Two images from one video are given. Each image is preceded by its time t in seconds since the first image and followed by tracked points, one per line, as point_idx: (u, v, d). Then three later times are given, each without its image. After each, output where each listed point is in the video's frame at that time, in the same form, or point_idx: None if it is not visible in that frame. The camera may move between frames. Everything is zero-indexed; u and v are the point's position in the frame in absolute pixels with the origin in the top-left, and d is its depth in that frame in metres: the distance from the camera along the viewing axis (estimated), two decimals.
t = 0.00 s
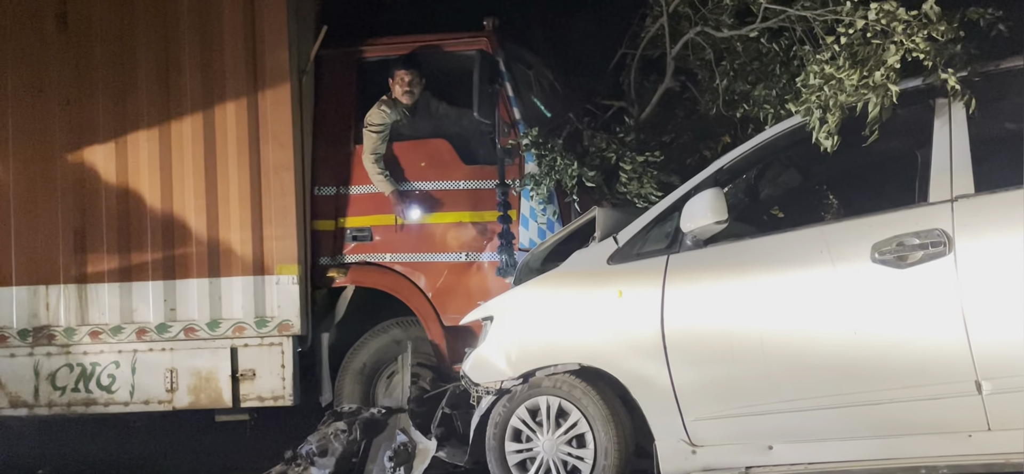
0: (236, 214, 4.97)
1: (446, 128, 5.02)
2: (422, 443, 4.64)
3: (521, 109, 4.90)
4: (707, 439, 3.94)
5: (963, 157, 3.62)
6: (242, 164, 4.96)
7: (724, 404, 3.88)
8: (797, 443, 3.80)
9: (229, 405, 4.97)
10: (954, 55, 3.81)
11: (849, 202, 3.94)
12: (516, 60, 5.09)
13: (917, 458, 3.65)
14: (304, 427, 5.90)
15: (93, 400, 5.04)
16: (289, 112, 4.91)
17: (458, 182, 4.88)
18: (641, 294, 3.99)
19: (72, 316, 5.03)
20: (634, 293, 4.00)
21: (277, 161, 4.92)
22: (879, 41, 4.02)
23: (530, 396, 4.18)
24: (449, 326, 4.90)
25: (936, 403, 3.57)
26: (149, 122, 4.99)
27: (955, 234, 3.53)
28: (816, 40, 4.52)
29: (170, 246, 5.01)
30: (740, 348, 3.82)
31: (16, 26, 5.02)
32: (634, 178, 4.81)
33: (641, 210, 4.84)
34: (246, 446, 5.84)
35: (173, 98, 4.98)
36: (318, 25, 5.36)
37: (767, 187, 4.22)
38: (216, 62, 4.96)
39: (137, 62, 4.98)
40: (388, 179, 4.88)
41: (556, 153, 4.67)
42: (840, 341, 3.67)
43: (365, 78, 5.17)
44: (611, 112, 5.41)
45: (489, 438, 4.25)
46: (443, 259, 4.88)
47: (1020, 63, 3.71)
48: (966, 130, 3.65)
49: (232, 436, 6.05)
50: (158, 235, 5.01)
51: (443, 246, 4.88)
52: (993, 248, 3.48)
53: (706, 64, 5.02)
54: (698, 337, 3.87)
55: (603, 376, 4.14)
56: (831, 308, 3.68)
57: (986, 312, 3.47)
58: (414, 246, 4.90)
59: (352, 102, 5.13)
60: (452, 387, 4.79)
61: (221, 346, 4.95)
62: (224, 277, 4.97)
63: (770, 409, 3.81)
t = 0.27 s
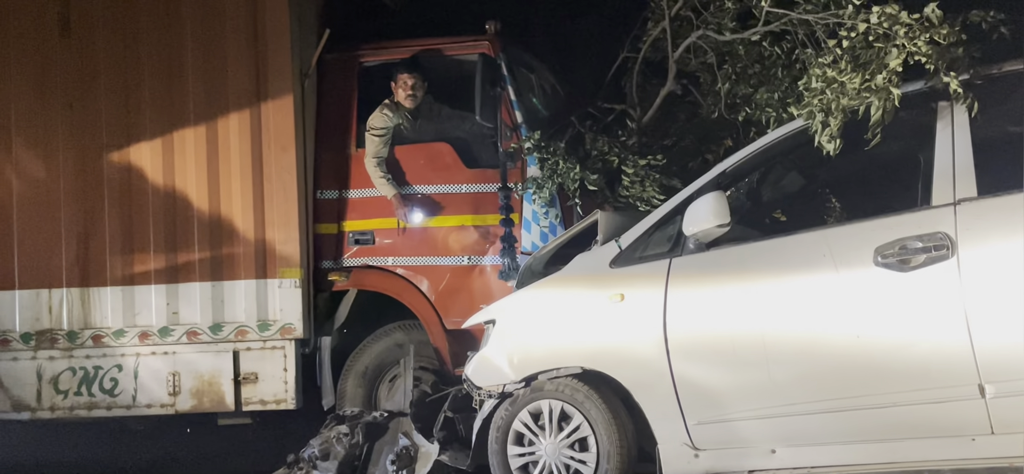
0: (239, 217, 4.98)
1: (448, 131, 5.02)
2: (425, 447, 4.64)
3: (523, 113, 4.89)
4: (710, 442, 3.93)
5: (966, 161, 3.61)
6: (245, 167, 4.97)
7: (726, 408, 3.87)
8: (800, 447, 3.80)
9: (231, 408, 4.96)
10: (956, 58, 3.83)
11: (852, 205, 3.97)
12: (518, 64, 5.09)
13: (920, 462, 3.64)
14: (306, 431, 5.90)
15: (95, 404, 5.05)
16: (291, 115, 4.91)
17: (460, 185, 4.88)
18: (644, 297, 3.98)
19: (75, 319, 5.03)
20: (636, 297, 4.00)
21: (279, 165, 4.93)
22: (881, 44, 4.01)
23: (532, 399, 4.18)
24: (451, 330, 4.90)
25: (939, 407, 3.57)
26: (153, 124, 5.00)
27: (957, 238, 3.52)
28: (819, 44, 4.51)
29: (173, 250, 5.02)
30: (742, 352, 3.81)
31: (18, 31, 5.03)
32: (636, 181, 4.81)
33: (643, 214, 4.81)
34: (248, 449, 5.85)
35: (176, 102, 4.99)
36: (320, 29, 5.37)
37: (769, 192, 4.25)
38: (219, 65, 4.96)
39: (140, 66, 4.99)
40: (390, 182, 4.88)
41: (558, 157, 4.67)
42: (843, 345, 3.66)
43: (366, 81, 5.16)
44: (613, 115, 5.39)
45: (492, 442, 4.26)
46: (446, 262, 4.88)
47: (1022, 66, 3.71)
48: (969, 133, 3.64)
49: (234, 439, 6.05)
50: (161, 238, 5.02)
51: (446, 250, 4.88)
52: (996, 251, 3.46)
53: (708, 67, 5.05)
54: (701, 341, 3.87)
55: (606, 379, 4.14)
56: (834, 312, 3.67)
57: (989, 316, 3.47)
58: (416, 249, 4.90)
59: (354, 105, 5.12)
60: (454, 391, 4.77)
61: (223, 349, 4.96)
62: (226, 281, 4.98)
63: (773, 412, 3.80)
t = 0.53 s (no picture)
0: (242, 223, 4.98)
1: (450, 137, 4.98)
2: (427, 453, 4.59)
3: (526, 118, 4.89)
4: (713, 448, 3.92)
5: (970, 166, 3.60)
6: (248, 173, 4.97)
7: (729, 414, 3.87)
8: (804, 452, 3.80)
9: (234, 413, 4.99)
10: (959, 63, 3.79)
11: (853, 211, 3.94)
12: (520, 69, 5.07)
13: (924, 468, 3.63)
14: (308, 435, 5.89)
15: (98, 409, 5.06)
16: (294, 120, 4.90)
17: (463, 190, 4.88)
18: (647, 302, 3.98)
19: (79, 325, 5.04)
20: (638, 302, 4.00)
21: (281, 170, 4.91)
22: (883, 49, 4.04)
23: (535, 404, 4.18)
24: (454, 335, 4.90)
25: (942, 412, 3.57)
26: (158, 130, 5.01)
27: (961, 243, 3.52)
28: (821, 49, 4.50)
29: (176, 255, 5.02)
30: (746, 358, 3.80)
31: (23, 37, 5.04)
32: (638, 186, 4.85)
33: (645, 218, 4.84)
34: (250, 454, 5.84)
35: (181, 108, 5.00)
36: (324, 35, 5.40)
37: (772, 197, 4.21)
38: (224, 71, 4.97)
39: (145, 72, 5.00)
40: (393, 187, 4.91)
41: (561, 162, 4.71)
42: (847, 350, 3.65)
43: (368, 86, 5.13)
44: (614, 120, 5.39)
45: (495, 447, 4.24)
46: (448, 267, 4.88)
47: None
48: (972, 138, 3.63)
49: (236, 444, 6.05)
50: (165, 244, 5.03)
51: (448, 255, 4.88)
52: (999, 257, 3.47)
53: (711, 72, 5.06)
54: (704, 346, 3.86)
55: (609, 385, 4.13)
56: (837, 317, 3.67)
57: (992, 321, 3.47)
58: (419, 255, 4.91)
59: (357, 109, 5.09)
60: (457, 396, 4.77)
61: (226, 354, 4.97)
62: (229, 286, 4.98)
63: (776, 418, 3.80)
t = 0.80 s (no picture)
0: (246, 234, 5.02)
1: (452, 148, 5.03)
2: (430, 462, 4.75)
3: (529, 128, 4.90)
4: (717, 459, 3.92)
5: (971, 176, 3.60)
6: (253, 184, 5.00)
7: (733, 424, 3.87)
8: (807, 463, 3.80)
9: (239, 424, 5.01)
10: (960, 75, 3.84)
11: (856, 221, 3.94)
12: (523, 80, 5.09)
13: None
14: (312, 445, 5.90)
15: (102, 419, 5.08)
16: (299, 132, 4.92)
17: (466, 200, 4.89)
18: (650, 313, 3.98)
19: (86, 335, 5.04)
20: (641, 312, 4.00)
21: (285, 181, 4.95)
22: (885, 60, 4.07)
23: (539, 415, 4.18)
24: (457, 345, 4.91)
25: (946, 423, 3.55)
26: (163, 141, 5.00)
27: (964, 254, 3.51)
28: (824, 60, 4.53)
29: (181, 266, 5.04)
30: (749, 368, 3.80)
31: (29, 46, 5.02)
32: (641, 197, 4.87)
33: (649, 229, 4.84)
34: (255, 464, 5.85)
35: (187, 119, 5.00)
36: (328, 46, 5.45)
37: (776, 206, 4.20)
38: (230, 82, 4.98)
39: (151, 82, 4.99)
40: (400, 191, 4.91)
41: (565, 173, 4.75)
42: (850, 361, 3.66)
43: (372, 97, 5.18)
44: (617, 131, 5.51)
45: (498, 458, 4.25)
46: (452, 277, 4.89)
47: None
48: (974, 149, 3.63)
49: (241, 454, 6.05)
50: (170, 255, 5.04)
51: (451, 265, 4.89)
52: (1004, 268, 3.44)
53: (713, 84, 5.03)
54: (707, 357, 3.87)
55: (612, 395, 4.13)
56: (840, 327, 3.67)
57: (998, 332, 3.44)
58: (422, 264, 4.92)
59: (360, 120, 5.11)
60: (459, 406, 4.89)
61: (230, 364, 4.99)
62: (233, 297, 5.01)
63: (779, 428, 3.81)
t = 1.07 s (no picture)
0: (235, 247, 4.78)
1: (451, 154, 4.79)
2: None
3: (533, 134, 4.65)
4: None
5: (1006, 185, 3.36)
6: (241, 193, 4.74)
7: (750, 450, 3.60)
8: None
9: (223, 448, 4.78)
10: (994, 76, 3.62)
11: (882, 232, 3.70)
12: (525, 82, 4.84)
13: None
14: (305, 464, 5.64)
15: (79, 443, 4.84)
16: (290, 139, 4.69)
17: (466, 211, 4.65)
18: (662, 331, 3.73)
19: (59, 355, 4.80)
20: (652, 330, 3.75)
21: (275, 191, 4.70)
22: (912, 61, 3.82)
23: (544, 439, 3.91)
24: (456, 363, 4.65)
25: (979, 450, 3.30)
26: (148, 148, 4.77)
27: (998, 267, 3.28)
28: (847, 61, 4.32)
29: (166, 280, 4.80)
30: (768, 390, 3.56)
31: (8, 47, 4.80)
32: (654, 206, 4.60)
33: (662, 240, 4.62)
34: None
35: (173, 124, 4.76)
36: (319, 47, 5.20)
37: (797, 217, 4.03)
38: (218, 87, 4.75)
39: (135, 86, 4.75)
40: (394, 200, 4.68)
41: (571, 180, 4.48)
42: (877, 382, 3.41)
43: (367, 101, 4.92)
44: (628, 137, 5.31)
45: None
46: (451, 292, 4.64)
47: None
48: (1010, 155, 3.38)
49: None
50: (154, 268, 4.80)
51: (450, 278, 4.65)
52: None
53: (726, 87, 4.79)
54: (722, 378, 3.62)
55: (621, 418, 3.89)
56: (865, 346, 3.43)
57: None
58: (420, 278, 4.67)
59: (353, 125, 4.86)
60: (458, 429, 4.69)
61: (214, 385, 4.76)
62: (220, 313, 4.78)
63: (800, 454, 3.54)
